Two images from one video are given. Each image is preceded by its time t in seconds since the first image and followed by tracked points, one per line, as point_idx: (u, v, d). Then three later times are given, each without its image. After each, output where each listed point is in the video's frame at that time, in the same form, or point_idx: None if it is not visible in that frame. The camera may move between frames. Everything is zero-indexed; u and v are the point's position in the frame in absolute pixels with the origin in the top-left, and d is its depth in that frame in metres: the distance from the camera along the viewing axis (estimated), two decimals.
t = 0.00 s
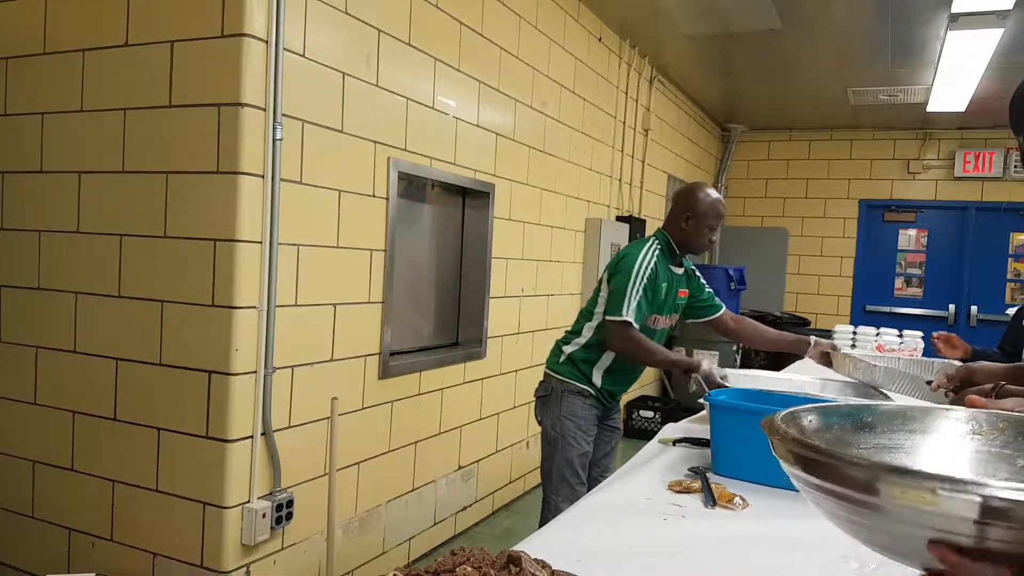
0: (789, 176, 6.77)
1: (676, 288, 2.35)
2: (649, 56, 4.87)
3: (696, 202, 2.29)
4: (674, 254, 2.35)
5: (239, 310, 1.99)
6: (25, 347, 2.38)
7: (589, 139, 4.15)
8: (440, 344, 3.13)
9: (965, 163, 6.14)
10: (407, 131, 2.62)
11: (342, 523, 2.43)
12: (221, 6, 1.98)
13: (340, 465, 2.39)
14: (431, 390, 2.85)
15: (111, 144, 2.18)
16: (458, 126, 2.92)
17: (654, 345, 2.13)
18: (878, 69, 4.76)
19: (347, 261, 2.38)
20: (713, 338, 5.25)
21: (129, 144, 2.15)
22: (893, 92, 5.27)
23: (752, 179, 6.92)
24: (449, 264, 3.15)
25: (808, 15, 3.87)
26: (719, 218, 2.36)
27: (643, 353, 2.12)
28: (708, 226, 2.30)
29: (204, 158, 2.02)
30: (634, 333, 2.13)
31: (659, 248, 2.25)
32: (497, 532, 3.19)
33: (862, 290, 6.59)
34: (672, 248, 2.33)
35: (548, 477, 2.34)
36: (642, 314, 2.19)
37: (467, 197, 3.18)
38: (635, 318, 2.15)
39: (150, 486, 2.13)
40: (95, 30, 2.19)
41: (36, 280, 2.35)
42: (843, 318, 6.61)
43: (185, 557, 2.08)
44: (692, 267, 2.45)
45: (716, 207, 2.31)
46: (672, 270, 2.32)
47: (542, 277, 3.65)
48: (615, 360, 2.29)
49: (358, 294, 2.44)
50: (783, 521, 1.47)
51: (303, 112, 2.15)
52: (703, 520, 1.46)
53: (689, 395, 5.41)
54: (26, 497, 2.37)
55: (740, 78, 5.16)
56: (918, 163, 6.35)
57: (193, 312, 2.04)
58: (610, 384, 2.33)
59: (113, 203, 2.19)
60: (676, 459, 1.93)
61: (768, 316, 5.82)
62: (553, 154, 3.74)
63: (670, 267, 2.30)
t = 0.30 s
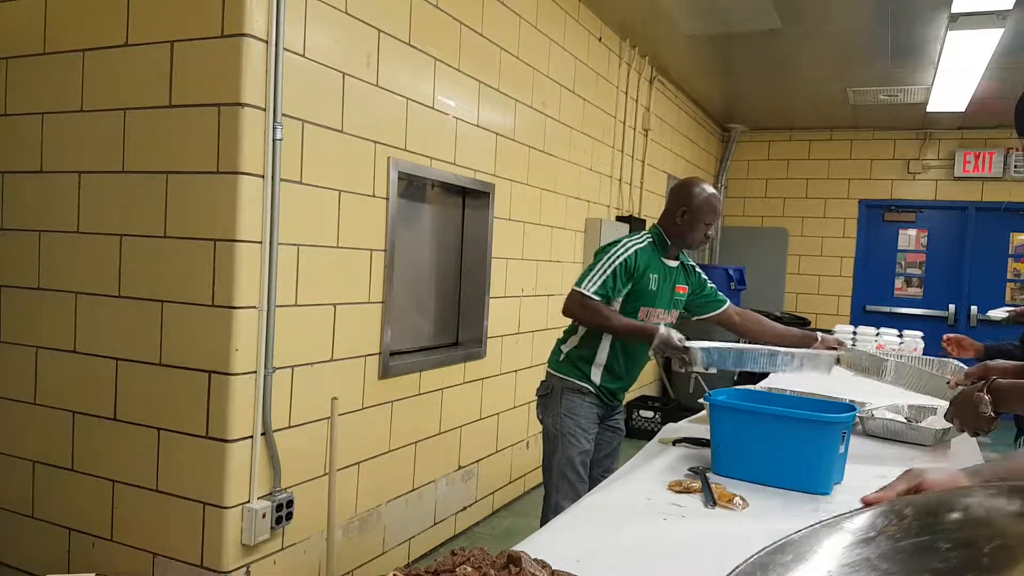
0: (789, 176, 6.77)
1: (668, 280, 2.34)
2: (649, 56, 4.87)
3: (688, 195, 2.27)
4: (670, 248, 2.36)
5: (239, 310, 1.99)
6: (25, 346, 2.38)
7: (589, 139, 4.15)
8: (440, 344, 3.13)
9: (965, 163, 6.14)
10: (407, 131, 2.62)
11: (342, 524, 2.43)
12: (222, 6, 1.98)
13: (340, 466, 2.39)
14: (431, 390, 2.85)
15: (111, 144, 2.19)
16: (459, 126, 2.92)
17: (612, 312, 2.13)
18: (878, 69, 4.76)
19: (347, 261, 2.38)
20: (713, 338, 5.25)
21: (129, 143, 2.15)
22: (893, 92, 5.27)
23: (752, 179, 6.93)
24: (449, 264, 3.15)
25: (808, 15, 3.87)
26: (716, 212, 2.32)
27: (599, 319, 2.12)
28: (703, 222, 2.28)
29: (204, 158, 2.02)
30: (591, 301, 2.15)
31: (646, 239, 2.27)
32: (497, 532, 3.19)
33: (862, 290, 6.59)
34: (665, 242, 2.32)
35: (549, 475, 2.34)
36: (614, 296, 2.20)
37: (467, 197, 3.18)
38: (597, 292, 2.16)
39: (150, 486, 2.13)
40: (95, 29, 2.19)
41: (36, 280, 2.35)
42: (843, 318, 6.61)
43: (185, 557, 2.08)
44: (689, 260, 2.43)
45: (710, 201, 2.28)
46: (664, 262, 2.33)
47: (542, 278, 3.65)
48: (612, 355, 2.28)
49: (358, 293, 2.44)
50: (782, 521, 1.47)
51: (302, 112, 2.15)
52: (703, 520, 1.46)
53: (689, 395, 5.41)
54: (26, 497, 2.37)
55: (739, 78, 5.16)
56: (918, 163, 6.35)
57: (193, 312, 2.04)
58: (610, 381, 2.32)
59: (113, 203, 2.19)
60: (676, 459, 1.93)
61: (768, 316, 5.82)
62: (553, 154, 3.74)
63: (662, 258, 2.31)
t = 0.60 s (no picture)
0: (789, 176, 6.77)
1: (664, 276, 2.33)
2: (649, 56, 4.87)
3: (684, 189, 2.27)
4: (668, 244, 2.36)
5: (239, 310, 1.99)
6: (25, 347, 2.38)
7: (589, 139, 4.15)
8: (440, 344, 3.13)
9: (965, 163, 6.14)
10: (407, 131, 2.62)
11: (342, 523, 2.43)
12: (222, 7, 1.98)
13: (340, 465, 2.39)
14: (431, 390, 2.85)
15: (111, 144, 2.19)
16: (459, 126, 2.92)
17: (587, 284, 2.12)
18: (878, 69, 4.75)
19: (347, 261, 2.38)
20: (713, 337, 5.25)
21: (129, 143, 2.15)
22: (893, 92, 5.27)
23: (752, 179, 6.93)
24: (449, 264, 3.15)
25: (807, 15, 3.87)
26: (715, 207, 2.32)
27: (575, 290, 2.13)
28: (700, 218, 2.28)
29: (204, 158, 2.02)
30: (571, 275, 2.16)
31: (639, 233, 2.29)
32: (497, 532, 3.19)
33: (862, 290, 6.59)
34: (662, 236, 2.34)
35: (549, 473, 2.34)
36: (600, 280, 2.23)
37: (467, 197, 3.18)
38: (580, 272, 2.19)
39: (150, 486, 2.13)
40: (95, 29, 2.19)
41: (36, 280, 2.35)
42: (843, 318, 6.61)
43: (185, 557, 2.08)
44: (687, 258, 2.42)
45: (706, 197, 2.27)
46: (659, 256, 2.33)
47: (542, 277, 3.65)
48: (609, 350, 2.28)
49: (358, 293, 2.44)
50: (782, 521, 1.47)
51: (303, 112, 2.15)
52: (703, 520, 1.46)
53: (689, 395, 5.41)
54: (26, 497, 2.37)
55: (739, 78, 5.17)
56: (918, 163, 6.35)
57: (193, 313, 2.04)
58: (608, 378, 2.32)
59: (113, 202, 2.19)
60: (676, 459, 1.93)
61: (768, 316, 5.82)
62: (553, 154, 3.74)
63: (656, 252, 2.32)
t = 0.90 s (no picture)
0: (789, 176, 6.77)
1: (665, 278, 2.31)
2: (649, 56, 4.87)
3: (685, 188, 2.27)
4: (670, 244, 2.36)
5: (239, 310, 1.98)
6: (25, 347, 2.38)
7: (589, 140, 4.15)
8: (440, 344, 3.13)
9: (965, 163, 6.14)
10: (407, 131, 2.62)
11: (342, 524, 2.43)
12: (222, 7, 1.98)
13: (340, 466, 2.39)
14: (431, 390, 2.85)
15: (111, 144, 2.18)
16: (459, 126, 2.92)
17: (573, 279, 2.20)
18: (878, 69, 4.75)
19: (346, 261, 2.38)
20: (713, 337, 5.25)
21: (129, 143, 2.15)
22: (893, 92, 5.27)
23: (752, 179, 6.93)
24: (449, 264, 3.15)
25: (808, 15, 3.87)
26: (716, 209, 2.31)
27: (561, 282, 2.19)
28: (701, 217, 2.27)
29: (204, 158, 2.02)
30: (563, 270, 2.22)
31: (638, 232, 2.30)
32: (497, 532, 3.19)
33: (862, 290, 6.59)
34: (662, 235, 2.34)
35: (549, 472, 2.34)
36: (596, 276, 2.26)
37: (467, 197, 3.18)
38: (573, 268, 2.24)
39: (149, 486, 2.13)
40: (95, 29, 2.19)
41: (36, 280, 2.35)
42: (843, 318, 6.61)
43: (185, 557, 2.08)
44: (688, 259, 2.41)
45: (706, 196, 2.26)
46: (660, 255, 2.33)
47: (543, 277, 3.65)
48: (608, 348, 2.28)
49: (358, 294, 2.44)
50: (781, 521, 1.47)
51: (303, 112, 2.15)
52: (702, 520, 1.46)
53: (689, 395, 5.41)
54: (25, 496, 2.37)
55: (739, 78, 5.17)
56: (918, 163, 6.34)
57: (193, 313, 2.04)
58: (608, 376, 2.32)
59: (112, 203, 2.19)
60: (676, 459, 1.93)
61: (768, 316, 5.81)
62: (553, 154, 3.74)
63: (656, 251, 2.32)
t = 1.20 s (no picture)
0: (789, 176, 6.78)
1: (664, 276, 2.31)
2: (649, 56, 4.87)
3: (684, 187, 2.27)
4: (670, 244, 2.36)
5: (239, 311, 1.99)
6: (26, 346, 2.38)
7: (589, 140, 4.15)
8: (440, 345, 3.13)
9: (965, 163, 6.14)
10: (407, 131, 2.62)
11: (342, 524, 2.43)
12: (222, 7, 1.98)
13: (340, 465, 2.39)
14: (432, 390, 2.85)
15: (111, 144, 2.19)
16: (459, 126, 2.92)
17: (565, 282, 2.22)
18: (877, 69, 4.75)
19: (346, 261, 2.38)
20: (713, 337, 5.25)
21: (129, 143, 2.15)
22: (894, 92, 5.27)
23: (752, 179, 6.93)
24: (449, 264, 3.15)
25: (808, 15, 3.87)
26: (715, 207, 2.31)
27: (554, 283, 2.22)
28: (702, 216, 2.27)
29: (204, 158, 2.02)
30: (559, 272, 2.23)
31: (635, 232, 2.31)
32: (497, 532, 3.19)
33: (862, 290, 6.59)
34: (663, 235, 2.34)
35: (547, 471, 2.34)
36: (594, 277, 2.25)
37: (467, 197, 3.18)
38: (570, 269, 2.24)
39: (150, 486, 2.13)
40: (96, 29, 2.19)
41: (36, 280, 2.35)
42: (843, 318, 6.61)
43: (185, 557, 2.08)
44: (687, 259, 2.42)
45: (706, 195, 2.26)
46: (658, 255, 2.33)
47: (543, 277, 3.65)
48: (606, 348, 2.28)
49: (357, 293, 2.44)
50: (781, 521, 1.47)
51: (303, 112, 2.15)
52: (702, 520, 1.46)
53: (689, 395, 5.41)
54: (26, 496, 2.37)
55: (740, 78, 5.17)
56: (918, 163, 6.34)
57: (193, 313, 2.04)
58: (607, 376, 2.32)
59: (112, 203, 2.19)
60: (676, 459, 1.93)
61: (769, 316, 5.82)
62: (553, 154, 3.74)
63: (654, 251, 2.32)
